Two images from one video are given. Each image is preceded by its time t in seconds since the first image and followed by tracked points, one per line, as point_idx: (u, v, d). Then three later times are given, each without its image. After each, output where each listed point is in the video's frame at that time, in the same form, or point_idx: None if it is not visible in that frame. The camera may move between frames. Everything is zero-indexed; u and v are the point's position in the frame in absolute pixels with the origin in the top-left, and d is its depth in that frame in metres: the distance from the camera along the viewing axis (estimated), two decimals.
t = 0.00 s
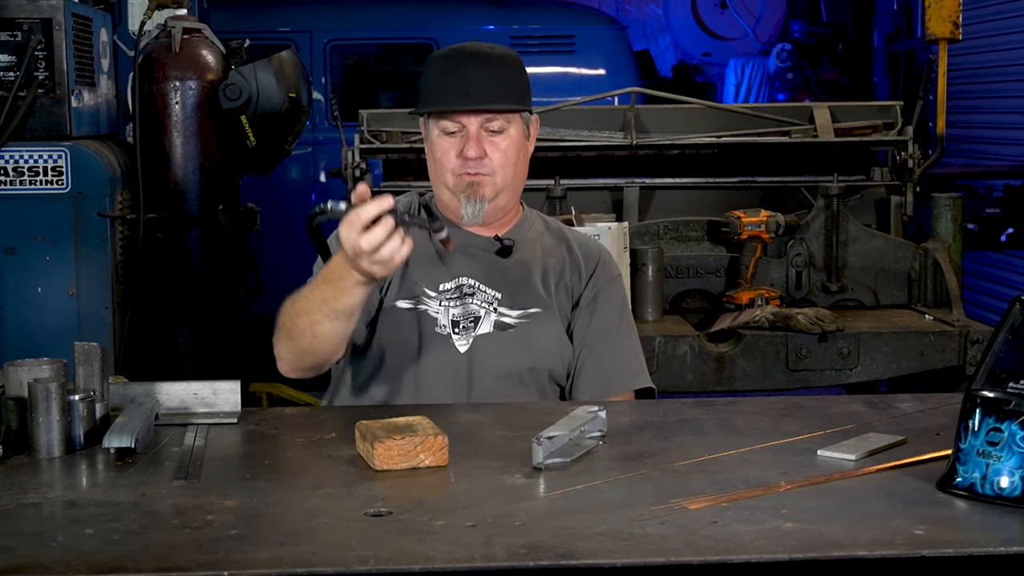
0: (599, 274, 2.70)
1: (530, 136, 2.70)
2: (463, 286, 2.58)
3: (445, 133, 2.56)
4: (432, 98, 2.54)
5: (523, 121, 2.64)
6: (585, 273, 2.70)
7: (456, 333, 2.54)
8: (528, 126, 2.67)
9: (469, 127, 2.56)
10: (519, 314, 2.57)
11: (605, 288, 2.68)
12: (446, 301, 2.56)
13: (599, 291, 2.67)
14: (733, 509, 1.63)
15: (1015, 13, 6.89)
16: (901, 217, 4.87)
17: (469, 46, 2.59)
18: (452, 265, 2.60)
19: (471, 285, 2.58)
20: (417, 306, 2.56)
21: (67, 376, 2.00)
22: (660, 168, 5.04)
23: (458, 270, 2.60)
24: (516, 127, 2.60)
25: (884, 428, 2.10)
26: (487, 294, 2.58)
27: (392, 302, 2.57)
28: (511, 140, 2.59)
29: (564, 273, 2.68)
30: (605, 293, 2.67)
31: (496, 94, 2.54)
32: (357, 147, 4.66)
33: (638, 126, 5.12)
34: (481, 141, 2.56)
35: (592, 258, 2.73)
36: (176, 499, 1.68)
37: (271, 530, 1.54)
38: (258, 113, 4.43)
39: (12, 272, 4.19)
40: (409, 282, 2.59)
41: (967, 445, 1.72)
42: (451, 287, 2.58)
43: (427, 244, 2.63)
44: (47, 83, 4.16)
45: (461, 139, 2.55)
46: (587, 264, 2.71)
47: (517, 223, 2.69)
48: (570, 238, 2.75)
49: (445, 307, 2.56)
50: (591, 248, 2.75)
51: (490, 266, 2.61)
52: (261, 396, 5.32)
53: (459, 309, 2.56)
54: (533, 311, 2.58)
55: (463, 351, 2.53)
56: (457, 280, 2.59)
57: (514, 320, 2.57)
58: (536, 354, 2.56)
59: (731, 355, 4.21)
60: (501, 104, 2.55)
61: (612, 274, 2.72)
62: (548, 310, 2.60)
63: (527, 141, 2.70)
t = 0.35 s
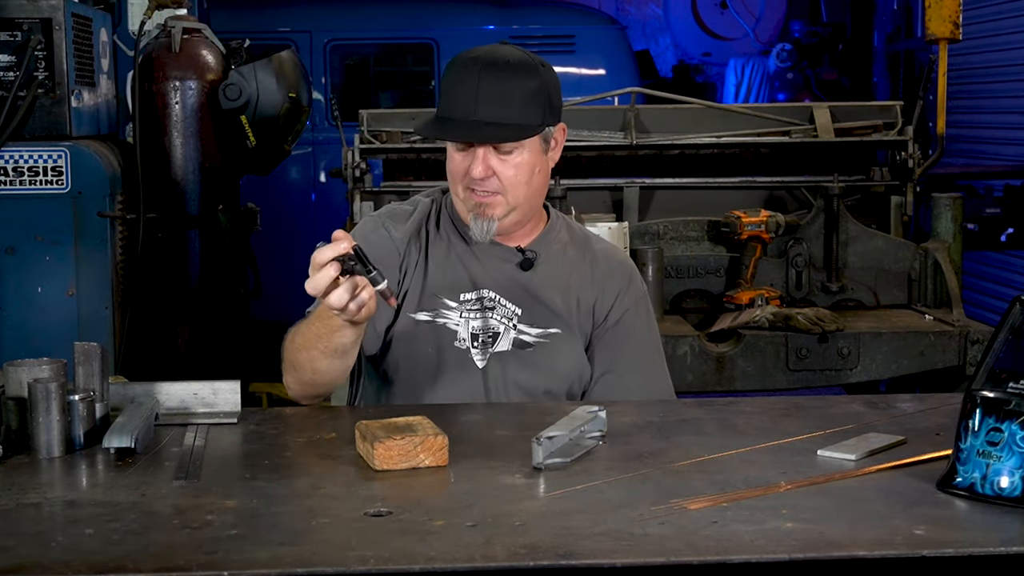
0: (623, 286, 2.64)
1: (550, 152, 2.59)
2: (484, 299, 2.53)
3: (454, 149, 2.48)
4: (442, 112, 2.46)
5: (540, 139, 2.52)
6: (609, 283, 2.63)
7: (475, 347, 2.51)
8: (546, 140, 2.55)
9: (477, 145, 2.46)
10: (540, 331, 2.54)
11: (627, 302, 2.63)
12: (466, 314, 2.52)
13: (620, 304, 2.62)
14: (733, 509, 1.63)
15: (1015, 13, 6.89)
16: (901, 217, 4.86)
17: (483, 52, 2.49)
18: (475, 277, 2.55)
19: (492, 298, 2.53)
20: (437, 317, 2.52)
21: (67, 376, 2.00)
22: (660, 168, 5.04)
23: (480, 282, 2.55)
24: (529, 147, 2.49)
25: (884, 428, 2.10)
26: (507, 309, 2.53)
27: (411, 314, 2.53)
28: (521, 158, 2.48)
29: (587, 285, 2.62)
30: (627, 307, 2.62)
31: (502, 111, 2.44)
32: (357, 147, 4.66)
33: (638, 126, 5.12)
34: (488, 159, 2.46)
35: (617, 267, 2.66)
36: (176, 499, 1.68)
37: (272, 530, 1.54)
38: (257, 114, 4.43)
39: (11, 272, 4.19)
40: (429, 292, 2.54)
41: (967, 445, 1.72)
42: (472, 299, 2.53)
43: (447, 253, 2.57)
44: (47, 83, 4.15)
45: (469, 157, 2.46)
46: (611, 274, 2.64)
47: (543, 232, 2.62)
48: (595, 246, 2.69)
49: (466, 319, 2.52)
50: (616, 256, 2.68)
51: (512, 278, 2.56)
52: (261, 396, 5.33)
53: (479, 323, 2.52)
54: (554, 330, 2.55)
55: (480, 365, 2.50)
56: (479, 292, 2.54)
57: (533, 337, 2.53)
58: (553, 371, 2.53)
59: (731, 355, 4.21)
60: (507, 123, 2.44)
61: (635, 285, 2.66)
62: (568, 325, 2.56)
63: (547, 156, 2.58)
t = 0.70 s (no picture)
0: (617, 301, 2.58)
1: (570, 153, 2.58)
2: (472, 310, 2.52)
3: (485, 134, 2.44)
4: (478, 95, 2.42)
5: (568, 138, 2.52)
6: (602, 297, 2.59)
7: (461, 359, 2.52)
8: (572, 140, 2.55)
9: (513, 134, 2.43)
10: (523, 348, 2.53)
11: (619, 318, 2.57)
12: (452, 324, 2.51)
13: (613, 319, 2.57)
14: (733, 509, 1.63)
15: (1015, 13, 6.89)
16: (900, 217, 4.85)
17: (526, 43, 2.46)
18: (464, 286, 2.54)
19: (479, 310, 2.52)
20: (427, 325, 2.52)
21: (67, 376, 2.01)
22: (660, 168, 5.04)
23: (469, 292, 2.53)
24: (561, 143, 2.48)
25: (884, 428, 2.10)
26: (493, 322, 2.52)
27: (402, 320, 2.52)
28: (554, 153, 2.47)
29: (579, 299, 2.58)
30: (619, 323, 2.57)
31: (546, 102, 2.40)
32: (357, 147, 4.66)
33: (638, 126, 5.11)
34: (522, 149, 2.44)
35: (612, 280, 2.61)
36: (176, 499, 1.68)
37: (272, 530, 1.54)
38: (258, 114, 4.43)
39: (11, 272, 4.19)
40: (421, 298, 2.54)
41: (967, 445, 1.72)
42: (459, 309, 2.52)
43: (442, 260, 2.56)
44: (47, 83, 4.16)
45: (502, 145, 2.44)
46: (606, 288, 2.59)
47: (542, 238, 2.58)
48: (593, 256, 2.64)
49: (453, 329, 2.51)
50: (615, 269, 2.63)
51: (501, 289, 2.53)
52: (261, 396, 5.33)
53: (464, 335, 2.51)
54: (537, 347, 2.53)
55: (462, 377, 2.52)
56: (466, 302, 2.53)
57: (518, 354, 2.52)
58: (535, 385, 2.55)
59: (731, 355, 4.21)
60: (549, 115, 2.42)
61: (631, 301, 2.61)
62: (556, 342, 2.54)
63: (568, 155, 2.57)
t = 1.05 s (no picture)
0: (611, 307, 2.58)
1: (558, 153, 2.55)
2: (464, 320, 2.52)
3: (469, 143, 2.41)
4: (461, 105, 2.40)
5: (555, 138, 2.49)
6: (595, 302, 2.58)
7: (454, 369, 2.52)
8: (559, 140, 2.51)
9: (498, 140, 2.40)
10: (517, 358, 2.52)
11: (614, 324, 2.57)
12: (445, 334, 2.52)
13: (606, 325, 2.57)
14: (733, 509, 1.63)
15: (1016, 13, 6.89)
16: (900, 217, 4.85)
17: (504, 46, 2.45)
18: (456, 295, 2.54)
19: (472, 319, 2.52)
20: (421, 335, 2.53)
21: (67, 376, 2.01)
22: (660, 168, 5.04)
23: (462, 301, 2.53)
24: (547, 146, 2.45)
25: (884, 428, 2.10)
26: (487, 332, 2.52)
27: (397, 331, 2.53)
28: (540, 157, 2.44)
29: (572, 305, 2.58)
30: (612, 329, 2.57)
31: (529, 108, 2.40)
32: (357, 147, 4.66)
33: (638, 126, 5.11)
34: (508, 156, 2.41)
35: (608, 286, 2.61)
36: (176, 499, 1.68)
37: (272, 529, 1.54)
38: (258, 115, 4.43)
39: (11, 272, 4.19)
40: (415, 309, 2.55)
41: (967, 445, 1.72)
42: (452, 318, 2.52)
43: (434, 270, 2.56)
44: (47, 82, 4.16)
45: (488, 153, 2.40)
46: (601, 295, 2.59)
47: (534, 244, 2.57)
48: (586, 261, 2.63)
49: (447, 339, 2.52)
50: (609, 273, 2.62)
51: (494, 298, 2.53)
52: (261, 396, 5.33)
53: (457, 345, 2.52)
54: (532, 357, 2.52)
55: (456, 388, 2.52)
56: (459, 311, 2.53)
57: (511, 364, 2.52)
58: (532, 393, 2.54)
59: (731, 355, 4.21)
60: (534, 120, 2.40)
61: (626, 305, 2.61)
62: (549, 350, 2.53)
63: (555, 155, 2.54)
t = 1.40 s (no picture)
0: (604, 298, 2.58)
1: (545, 138, 2.58)
2: (459, 321, 2.52)
3: (456, 132, 2.46)
4: (444, 96, 2.43)
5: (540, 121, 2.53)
6: (590, 296, 2.58)
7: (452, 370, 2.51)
8: (544, 123, 2.55)
9: (485, 124, 2.45)
10: (514, 357, 2.51)
11: (611, 317, 2.57)
12: (441, 335, 2.51)
13: (600, 317, 2.57)
14: (733, 509, 1.63)
15: (1016, 13, 6.89)
16: (900, 217, 4.85)
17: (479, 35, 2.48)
18: (451, 296, 2.54)
19: (467, 319, 2.52)
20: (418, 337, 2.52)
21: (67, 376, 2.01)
22: (659, 168, 5.04)
23: (456, 302, 2.53)
24: (534, 126, 2.49)
25: (884, 428, 2.10)
26: (482, 332, 2.51)
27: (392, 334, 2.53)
28: (529, 139, 2.47)
29: (565, 299, 2.57)
30: (606, 320, 2.57)
31: (513, 86, 2.42)
32: (357, 147, 4.66)
33: (638, 126, 5.11)
34: (497, 139, 2.44)
35: (601, 279, 2.60)
36: (176, 499, 1.68)
37: (272, 529, 1.54)
38: (258, 115, 4.44)
39: (11, 272, 4.19)
40: (410, 310, 2.55)
41: (967, 445, 1.72)
42: (447, 319, 2.52)
43: (428, 271, 2.56)
44: (47, 82, 4.16)
45: (476, 138, 2.45)
46: (595, 288, 2.58)
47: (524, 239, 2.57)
48: (576, 254, 2.63)
49: (442, 340, 2.51)
50: (599, 264, 2.62)
51: (488, 297, 2.53)
52: (261, 396, 5.33)
53: (454, 345, 2.51)
54: (529, 354, 2.51)
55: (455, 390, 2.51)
56: (453, 312, 2.53)
57: (508, 362, 2.51)
58: (532, 392, 2.51)
59: (731, 355, 4.21)
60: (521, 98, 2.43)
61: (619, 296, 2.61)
62: (545, 346, 2.52)
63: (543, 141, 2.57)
